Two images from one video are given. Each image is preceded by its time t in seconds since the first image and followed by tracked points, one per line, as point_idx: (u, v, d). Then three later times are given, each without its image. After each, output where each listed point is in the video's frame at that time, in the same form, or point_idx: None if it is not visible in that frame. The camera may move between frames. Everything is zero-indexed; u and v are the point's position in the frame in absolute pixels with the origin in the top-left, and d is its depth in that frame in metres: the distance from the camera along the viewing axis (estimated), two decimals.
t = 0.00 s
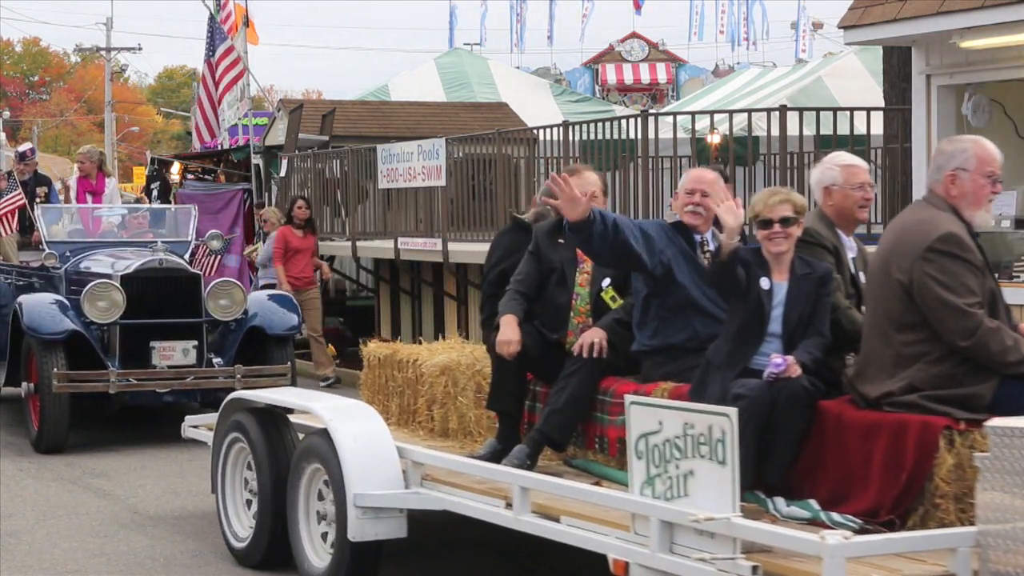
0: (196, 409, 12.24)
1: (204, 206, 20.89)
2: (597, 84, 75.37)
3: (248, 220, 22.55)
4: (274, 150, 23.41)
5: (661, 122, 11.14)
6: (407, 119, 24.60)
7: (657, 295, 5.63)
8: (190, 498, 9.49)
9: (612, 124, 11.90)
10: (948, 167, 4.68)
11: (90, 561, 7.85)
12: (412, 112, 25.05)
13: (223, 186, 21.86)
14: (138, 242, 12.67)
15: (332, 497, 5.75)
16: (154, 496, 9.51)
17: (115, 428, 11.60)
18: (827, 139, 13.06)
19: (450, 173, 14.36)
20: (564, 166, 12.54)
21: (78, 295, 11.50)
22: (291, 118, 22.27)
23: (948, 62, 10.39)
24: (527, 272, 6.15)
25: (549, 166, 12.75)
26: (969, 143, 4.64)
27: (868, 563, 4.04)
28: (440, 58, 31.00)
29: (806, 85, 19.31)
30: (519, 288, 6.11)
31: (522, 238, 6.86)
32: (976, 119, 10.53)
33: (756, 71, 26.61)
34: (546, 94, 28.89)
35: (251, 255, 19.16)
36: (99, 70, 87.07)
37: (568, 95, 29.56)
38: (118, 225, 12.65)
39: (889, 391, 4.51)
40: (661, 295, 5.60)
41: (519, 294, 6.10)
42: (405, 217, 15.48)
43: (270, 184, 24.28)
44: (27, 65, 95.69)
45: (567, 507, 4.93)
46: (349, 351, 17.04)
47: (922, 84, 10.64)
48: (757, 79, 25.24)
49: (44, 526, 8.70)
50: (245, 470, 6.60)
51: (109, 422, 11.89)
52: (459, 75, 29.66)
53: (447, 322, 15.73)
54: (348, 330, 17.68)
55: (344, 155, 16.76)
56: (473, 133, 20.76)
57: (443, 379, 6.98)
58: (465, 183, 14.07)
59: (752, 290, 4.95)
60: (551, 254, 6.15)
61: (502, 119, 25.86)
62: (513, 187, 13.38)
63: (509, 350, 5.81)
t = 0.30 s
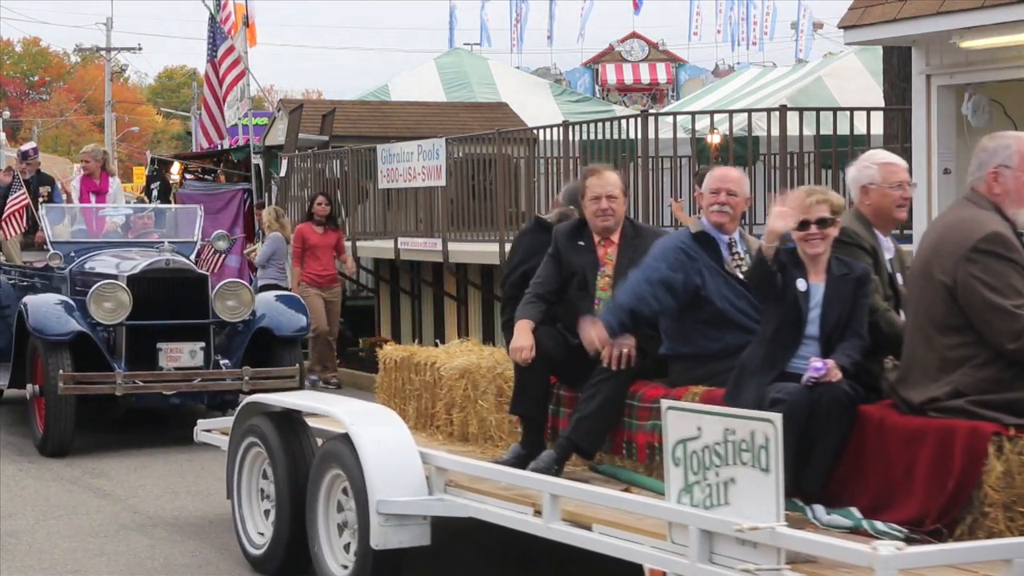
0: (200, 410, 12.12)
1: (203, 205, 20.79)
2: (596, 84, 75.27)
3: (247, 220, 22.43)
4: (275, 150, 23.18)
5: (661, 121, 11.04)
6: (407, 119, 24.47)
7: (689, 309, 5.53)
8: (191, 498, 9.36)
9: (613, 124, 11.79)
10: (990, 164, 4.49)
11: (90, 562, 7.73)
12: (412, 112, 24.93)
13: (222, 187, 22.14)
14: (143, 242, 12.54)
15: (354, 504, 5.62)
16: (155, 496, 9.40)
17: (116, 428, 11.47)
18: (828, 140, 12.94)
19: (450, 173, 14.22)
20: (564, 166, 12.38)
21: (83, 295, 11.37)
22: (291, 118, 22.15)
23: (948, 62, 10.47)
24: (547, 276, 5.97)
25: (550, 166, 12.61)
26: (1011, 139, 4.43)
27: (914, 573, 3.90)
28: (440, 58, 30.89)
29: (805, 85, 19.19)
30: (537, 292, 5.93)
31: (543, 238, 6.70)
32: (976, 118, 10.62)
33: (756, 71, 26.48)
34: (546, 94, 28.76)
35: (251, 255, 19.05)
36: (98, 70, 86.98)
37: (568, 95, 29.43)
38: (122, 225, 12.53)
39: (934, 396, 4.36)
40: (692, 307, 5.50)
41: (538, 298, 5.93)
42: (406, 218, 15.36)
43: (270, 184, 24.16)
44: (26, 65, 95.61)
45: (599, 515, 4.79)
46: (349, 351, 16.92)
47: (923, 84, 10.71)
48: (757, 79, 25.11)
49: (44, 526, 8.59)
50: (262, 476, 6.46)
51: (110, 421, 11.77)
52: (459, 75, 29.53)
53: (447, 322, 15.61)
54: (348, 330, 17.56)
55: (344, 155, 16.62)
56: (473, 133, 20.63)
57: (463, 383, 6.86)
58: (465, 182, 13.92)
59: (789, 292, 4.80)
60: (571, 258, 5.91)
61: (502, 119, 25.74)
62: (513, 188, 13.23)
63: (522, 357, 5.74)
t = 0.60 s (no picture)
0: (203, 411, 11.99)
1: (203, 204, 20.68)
2: (595, 84, 75.19)
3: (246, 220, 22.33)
4: (275, 150, 23.04)
5: (663, 121, 10.93)
6: (407, 119, 24.35)
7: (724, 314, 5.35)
8: (191, 498, 9.25)
9: (613, 124, 11.70)
10: None
11: (91, 563, 7.67)
12: (412, 112, 24.81)
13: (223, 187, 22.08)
14: (148, 242, 12.41)
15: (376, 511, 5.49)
16: (155, 496, 9.30)
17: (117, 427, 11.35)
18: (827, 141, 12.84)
19: (450, 173, 14.10)
20: (564, 167, 12.26)
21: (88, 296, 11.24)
22: (291, 118, 22.04)
23: (948, 62, 10.30)
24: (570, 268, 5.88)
25: (549, 166, 12.48)
26: None
27: None
28: (440, 58, 30.78)
29: (805, 85, 19.07)
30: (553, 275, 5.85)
31: (566, 238, 6.58)
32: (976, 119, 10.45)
33: (756, 71, 26.36)
34: (546, 94, 28.63)
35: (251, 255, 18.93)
36: (97, 70, 86.90)
37: (568, 95, 29.29)
38: (126, 225, 12.39)
39: (981, 400, 4.21)
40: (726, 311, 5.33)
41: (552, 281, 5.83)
42: (406, 218, 15.24)
43: (270, 184, 24.04)
44: (25, 65, 95.53)
45: (632, 523, 4.66)
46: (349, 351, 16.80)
47: (922, 84, 10.53)
48: (757, 79, 24.98)
49: (44, 527, 8.49)
50: (279, 481, 6.34)
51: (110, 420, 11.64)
52: (459, 75, 29.41)
53: (447, 323, 15.49)
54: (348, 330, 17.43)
55: (344, 155, 16.51)
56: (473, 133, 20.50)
57: (482, 386, 6.72)
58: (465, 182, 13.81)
59: (825, 295, 4.65)
60: (597, 256, 5.82)
61: (503, 119, 25.62)
62: (513, 188, 13.10)
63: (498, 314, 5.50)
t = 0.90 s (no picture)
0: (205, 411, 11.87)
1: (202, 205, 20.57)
2: (595, 85, 75.14)
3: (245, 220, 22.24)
4: (275, 150, 22.90)
5: (661, 122, 10.84)
6: (407, 119, 24.23)
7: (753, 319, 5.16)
8: (192, 498, 9.13)
9: (613, 124, 11.60)
10: None
11: (92, 563, 7.59)
12: (412, 112, 24.69)
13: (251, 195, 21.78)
14: (154, 244, 12.24)
15: (398, 518, 5.36)
16: (159, 494, 9.20)
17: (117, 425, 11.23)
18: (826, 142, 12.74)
19: (450, 173, 13.98)
20: (564, 166, 12.16)
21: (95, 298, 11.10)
22: (291, 118, 21.92)
23: (949, 62, 10.23)
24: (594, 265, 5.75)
25: (550, 167, 12.35)
26: None
27: None
28: (440, 58, 30.67)
29: (805, 85, 18.95)
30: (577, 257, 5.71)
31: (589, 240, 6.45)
32: (976, 119, 10.32)
33: (756, 71, 26.23)
34: (546, 94, 28.49)
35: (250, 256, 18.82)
36: (97, 71, 86.90)
37: (569, 95, 29.16)
38: (131, 226, 12.23)
39: None
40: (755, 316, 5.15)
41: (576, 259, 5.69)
42: (405, 218, 15.14)
43: (269, 185, 24.02)
44: (25, 66, 95.48)
45: (665, 532, 4.54)
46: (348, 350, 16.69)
47: (922, 84, 10.45)
48: (757, 79, 24.85)
49: (44, 526, 8.38)
50: (296, 489, 6.21)
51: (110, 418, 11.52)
52: (459, 76, 29.30)
53: (447, 323, 15.38)
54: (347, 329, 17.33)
55: (344, 155, 16.44)
56: (472, 133, 20.39)
57: (503, 391, 6.59)
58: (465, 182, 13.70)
59: (863, 298, 4.51)
60: (623, 253, 5.70)
61: (503, 119, 25.49)
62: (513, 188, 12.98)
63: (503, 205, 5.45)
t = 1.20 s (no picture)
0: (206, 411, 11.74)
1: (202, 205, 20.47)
2: (597, 84, 75.10)
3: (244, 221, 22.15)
4: (275, 150, 22.80)
5: (661, 121, 10.73)
6: (407, 119, 24.12)
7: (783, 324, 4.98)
8: (192, 498, 9.01)
9: (613, 124, 11.49)
10: None
11: (91, 563, 7.50)
12: (412, 112, 24.57)
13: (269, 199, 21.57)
14: (160, 244, 12.09)
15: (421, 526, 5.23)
16: (162, 493, 9.09)
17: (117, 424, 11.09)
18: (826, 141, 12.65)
19: (450, 173, 13.85)
20: (564, 166, 12.04)
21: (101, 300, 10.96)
22: (290, 118, 21.82)
23: (949, 62, 10.39)
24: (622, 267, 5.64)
25: (549, 167, 12.23)
26: None
27: None
28: (440, 58, 30.55)
29: (805, 85, 18.85)
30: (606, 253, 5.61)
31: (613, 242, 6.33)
32: (976, 119, 10.52)
33: (757, 70, 26.11)
34: (546, 94, 28.37)
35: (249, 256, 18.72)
36: (97, 71, 86.93)
37: (569, 94, 29.03)
38: (136, 226, 12.09)
39: None
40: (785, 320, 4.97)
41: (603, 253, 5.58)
42: (405, 217, 15.02)
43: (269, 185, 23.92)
44: (26, 66, 95.45)
45: (699, 541, 4.42)
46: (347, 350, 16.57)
47: (923, 84, 10.63)
48: (757, 79, 24.74)
49: (43, 527, 8.28)
50: (314, 496, 6.09)
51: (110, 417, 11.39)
52: (459, 75, 29.16)
53: (447, 322, 15.26)
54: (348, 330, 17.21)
55: (345, 155, 16.84)
56: (473, 133, 20.27)
57: (524, 395, 6.47)
58: (465, 182, 13.58)
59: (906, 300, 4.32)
60: (650, 255, 5.59)
61: (503, 119, 25.37)
62: (513, 188, 12.86)
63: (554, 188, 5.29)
